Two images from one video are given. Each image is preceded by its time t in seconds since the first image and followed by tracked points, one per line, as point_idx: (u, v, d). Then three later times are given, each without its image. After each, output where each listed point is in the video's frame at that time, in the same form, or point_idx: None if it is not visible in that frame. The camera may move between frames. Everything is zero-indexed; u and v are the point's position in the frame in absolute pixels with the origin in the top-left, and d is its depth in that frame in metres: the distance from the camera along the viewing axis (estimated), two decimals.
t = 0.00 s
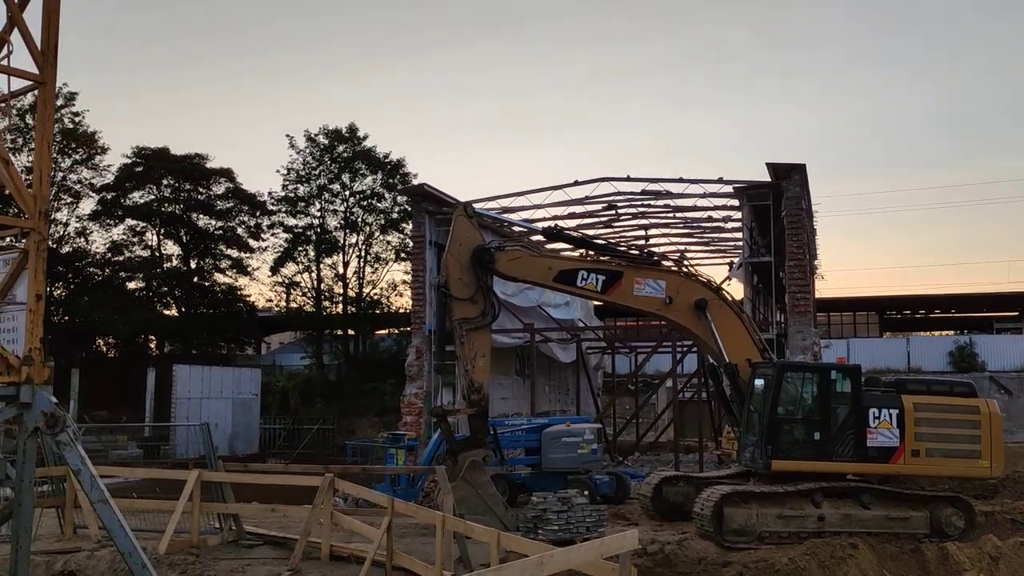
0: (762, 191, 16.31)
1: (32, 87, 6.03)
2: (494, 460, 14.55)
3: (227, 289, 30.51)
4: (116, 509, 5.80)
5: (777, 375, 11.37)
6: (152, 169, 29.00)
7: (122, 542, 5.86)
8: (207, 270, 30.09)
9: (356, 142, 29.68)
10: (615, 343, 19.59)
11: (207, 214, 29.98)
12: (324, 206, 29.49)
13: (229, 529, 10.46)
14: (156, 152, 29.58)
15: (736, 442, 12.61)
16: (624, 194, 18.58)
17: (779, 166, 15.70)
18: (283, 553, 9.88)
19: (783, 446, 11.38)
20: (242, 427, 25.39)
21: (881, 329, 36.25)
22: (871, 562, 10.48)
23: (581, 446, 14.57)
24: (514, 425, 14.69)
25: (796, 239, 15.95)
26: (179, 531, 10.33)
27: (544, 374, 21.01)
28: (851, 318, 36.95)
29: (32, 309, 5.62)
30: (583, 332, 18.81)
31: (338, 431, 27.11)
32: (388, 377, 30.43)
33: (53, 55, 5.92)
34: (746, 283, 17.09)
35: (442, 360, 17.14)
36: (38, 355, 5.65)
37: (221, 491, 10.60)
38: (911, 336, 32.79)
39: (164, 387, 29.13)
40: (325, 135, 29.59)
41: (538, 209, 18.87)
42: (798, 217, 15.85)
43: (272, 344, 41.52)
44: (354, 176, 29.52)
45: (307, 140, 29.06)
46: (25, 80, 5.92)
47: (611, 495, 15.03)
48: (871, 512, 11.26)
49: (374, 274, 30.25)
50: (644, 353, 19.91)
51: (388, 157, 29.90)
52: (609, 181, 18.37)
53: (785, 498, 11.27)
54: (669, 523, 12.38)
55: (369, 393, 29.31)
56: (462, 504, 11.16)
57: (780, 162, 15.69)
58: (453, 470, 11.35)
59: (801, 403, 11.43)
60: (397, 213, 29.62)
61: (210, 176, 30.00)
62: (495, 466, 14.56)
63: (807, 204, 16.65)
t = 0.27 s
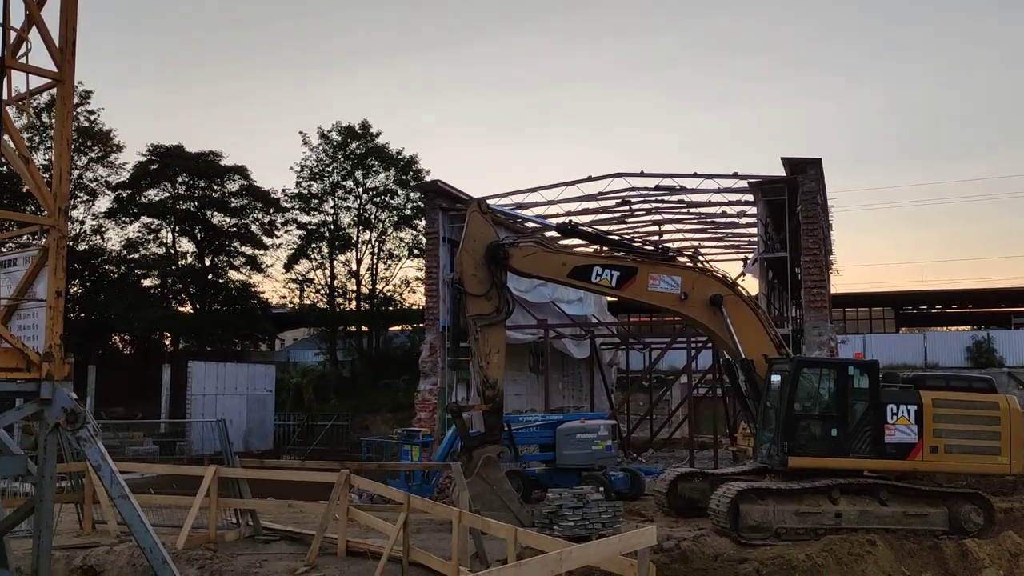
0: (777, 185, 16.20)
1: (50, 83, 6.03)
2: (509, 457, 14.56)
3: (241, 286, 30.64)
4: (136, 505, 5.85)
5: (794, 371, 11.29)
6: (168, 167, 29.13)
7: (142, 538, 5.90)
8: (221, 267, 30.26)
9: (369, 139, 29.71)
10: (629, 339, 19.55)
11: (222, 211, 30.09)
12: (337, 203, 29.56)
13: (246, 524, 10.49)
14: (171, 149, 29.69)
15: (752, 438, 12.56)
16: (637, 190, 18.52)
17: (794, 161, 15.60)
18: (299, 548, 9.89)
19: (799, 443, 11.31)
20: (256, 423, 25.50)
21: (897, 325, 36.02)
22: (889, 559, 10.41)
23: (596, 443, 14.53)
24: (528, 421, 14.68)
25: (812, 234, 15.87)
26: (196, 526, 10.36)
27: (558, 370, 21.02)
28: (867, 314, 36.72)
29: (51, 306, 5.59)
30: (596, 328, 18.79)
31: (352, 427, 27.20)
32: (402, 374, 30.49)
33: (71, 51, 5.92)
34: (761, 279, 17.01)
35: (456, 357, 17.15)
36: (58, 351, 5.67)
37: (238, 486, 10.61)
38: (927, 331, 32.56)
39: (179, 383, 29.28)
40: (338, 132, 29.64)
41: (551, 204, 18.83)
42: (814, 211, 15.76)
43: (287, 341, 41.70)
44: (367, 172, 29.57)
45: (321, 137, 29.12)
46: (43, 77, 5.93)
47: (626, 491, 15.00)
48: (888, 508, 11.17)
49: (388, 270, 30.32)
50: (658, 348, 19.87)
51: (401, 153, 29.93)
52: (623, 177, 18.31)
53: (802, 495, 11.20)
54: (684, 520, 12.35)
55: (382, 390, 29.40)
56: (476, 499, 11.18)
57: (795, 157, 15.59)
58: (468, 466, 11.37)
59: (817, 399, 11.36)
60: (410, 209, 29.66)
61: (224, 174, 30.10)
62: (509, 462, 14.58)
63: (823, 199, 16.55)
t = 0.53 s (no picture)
0: (782, 181, 16.18)
1: (60, 84, 6.04)
2: (515, 453, 14.60)
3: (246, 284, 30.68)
4: (148, 503, 5.85)
5: (801, 366, 11.29)
6: (172, 165, 29.12)
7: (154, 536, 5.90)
8: (225, 265, 30.32)
9: (372, 137, 29.69)
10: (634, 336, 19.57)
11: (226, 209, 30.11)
12: (341, 200, 29.59)
13: (255, 522, 10.50)
14: (175, 147, 29.67)
15: (759, 434, 12.58)
16: (642, 186, 18.51)
17: (799, 156, 15.58)
18: (308, 545, 9.90)
19: (806, 438, 11.33)
20: (262, 420, 25.55)
21: (902, 320, 35.99)
22: (896, 554, 10.42)
23: (602, 438, 14.60)
24: (534, 417, 14.69)
25: (817, 230, 15.86)
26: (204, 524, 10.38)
27: (563, 366, 21.05)
28: (871, 309, 36.67)
29: (63, 305, 5.59)
30: (601, 325, 18.82)
31: (357, 424, 27.25)
32: (407, 370, 30.54)
33: (82, 52, 5.94)
34: (766, 274, 17.00)
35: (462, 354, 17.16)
36: (70, 350, 5.68)
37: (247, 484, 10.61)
38: (932, 326, 32.53)
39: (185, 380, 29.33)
40: (341, 129, 29.64)
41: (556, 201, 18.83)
42: (819, 207, 15.74)
43: (291, 338, 41.78)
44: (370, 170, 29.58)
45: (324, 134, 29.12)
46: (53, 78, 5.94)
47: (632, 487, 15.03)
48: (895, 503, 11.17)
49: (392, 267, 30.35)
50: (663, 344, 19.87)
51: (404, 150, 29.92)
52: (628, 173, 18.29)
53: (809, 490, 11.21)
54: (691, 516, 12.37)
55: (386, 386, 29.50)
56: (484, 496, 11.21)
57: (800, 152, 15.57)
58: (475, 462, 11.39)
59: (824, 395, 11.37)
60: (414, 206, 29.68)
61: (228, 172, 30.13)
62: (516, 458, 14.61)
63: (828, 194, 16.52)
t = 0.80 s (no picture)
0: (781, 174, 16.19)
1: (65, 79, 6.02)
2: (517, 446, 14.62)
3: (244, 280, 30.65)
4: (157, 498, 5.87)
5: (802, 358, 11.33)
6: (168, 162, 29.04)
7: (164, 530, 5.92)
8: (223, 261, 30.30)
9: (370, 132, 29.65)
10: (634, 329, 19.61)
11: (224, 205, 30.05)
12: (339, 195, 29.57)
13: (259, 517, 10.49)
14: (171, 143, 29.59)
15: (760, 426, 12.64)
16: (641, 179, 18.53)
17: (798, 149, 15.61)
18: (313, 540, 9.89)
19: (808, 429, 11.37)
20: (262, 416, 25.57)
21: (899, 312, 36.11)
22: (898, 544, 10.49)
23: (604, 432, 14.61)
24: (535, 411, 14.71)
25: (816, 222, 15.89)
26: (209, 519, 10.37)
27: (562, 360, 21.11)
28: (868, 301, 36.79)
29: (70, 302, 5.57)
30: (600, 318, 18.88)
31: (357, 419, 27.29)
32: (406, 365, 30.61)
33: (86, 48, 5.92)
34: (766, 267, 17.04)
35: (462, 348, 17.19)
36: (78, 347, 5.66)
37: (251, 479, 10.59)
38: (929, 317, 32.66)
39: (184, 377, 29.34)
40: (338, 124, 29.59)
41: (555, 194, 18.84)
42: (818, 199, 15.75)
43: (289, 334, 41.78)
44: (368, 165, 29.55)
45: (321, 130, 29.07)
46: (58, 73, 5.92)
47: (633, 480, 15.09)
48: (896, 494, 11.21)
49: (390, 262, 30.37)
50: (663, 338, 19.93)
51: (401, 145, 29.89)
52: (626, 166, 18.31)
53: (811, 481, 11.26)
54: (694, 508, 12.42)
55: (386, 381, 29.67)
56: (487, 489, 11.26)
57: (799, 145, 15.59)
58: (478, 456, 11.43)
59: (825, 386, 11.42)
60: (412, 201, 29.69)
61: (225, 168, 30.08)
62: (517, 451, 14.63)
63: (826, 187, 16.55)
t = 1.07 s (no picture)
0: (779, 170, 16.24)
1: (67, 76, 6.00)
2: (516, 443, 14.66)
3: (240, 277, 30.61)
4: (163, 495, 5.87)
5: (801, 353, 11.38)
6: (164, 159, 28.98)
7: (170, 527, 5.91)
8: (220, 259, 30.27)
9: (366, 129, 29.62)
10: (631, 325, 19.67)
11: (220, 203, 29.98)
12: (336, 193, 29.55)
13: (260, 514, 10.49)
14: (167, 141, 29.54)
15: (759, 421, 12.70)
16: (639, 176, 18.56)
17: (796, 146, 15.66)
18: (315, 536, 9.91)
19: (807, 425, 11.44)
20: (259, 413, 25.55)
21: (895, 308, 36.24)
22: (896, 537, 10.55)
23: (603, 428, 14.64)
24: (535, 407, 14.74)
25: (814, 218, 15.94)
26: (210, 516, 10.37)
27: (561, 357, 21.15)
28: (864, 297, 36.91)
29: (74, 298, 5.55)
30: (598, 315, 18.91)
31: (355, 416, 27.30)
32: (404, 363, 30.64)
33: (89, 44, 5.91)
34: (764, 264, 17.09)
35: (462, 345, 17.21)
36: (82, 344, 5.64)
37: (252, 477, 10.58)
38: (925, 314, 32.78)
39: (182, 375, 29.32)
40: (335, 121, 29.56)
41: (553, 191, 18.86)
42: (816, 196, 15.84)
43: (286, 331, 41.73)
44: (365, 162, 29.54)
45: (318, 127, 29.03)
46: (61, 70, 5.90)
47: (633, 476, 15.14)
48: (895, 488, 11.31)
49: (388, 260, 30.38)
50: (661, 334, 19.99)
51: (398, 142, 29.88)
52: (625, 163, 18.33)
53: (810, 476, 11.32)
54: (694, 504, 12.48)
55: (384, 379, 29.67)
56: (489, 486, 11.33)
57: (797, 142, 15.64)
58: (479, 453, 11.46)
59: (824, 381, 11.47)
60: (409, 199, 29.70)
61: (221, 165, 30.02)
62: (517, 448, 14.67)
63: (824, 184, 16.61)
